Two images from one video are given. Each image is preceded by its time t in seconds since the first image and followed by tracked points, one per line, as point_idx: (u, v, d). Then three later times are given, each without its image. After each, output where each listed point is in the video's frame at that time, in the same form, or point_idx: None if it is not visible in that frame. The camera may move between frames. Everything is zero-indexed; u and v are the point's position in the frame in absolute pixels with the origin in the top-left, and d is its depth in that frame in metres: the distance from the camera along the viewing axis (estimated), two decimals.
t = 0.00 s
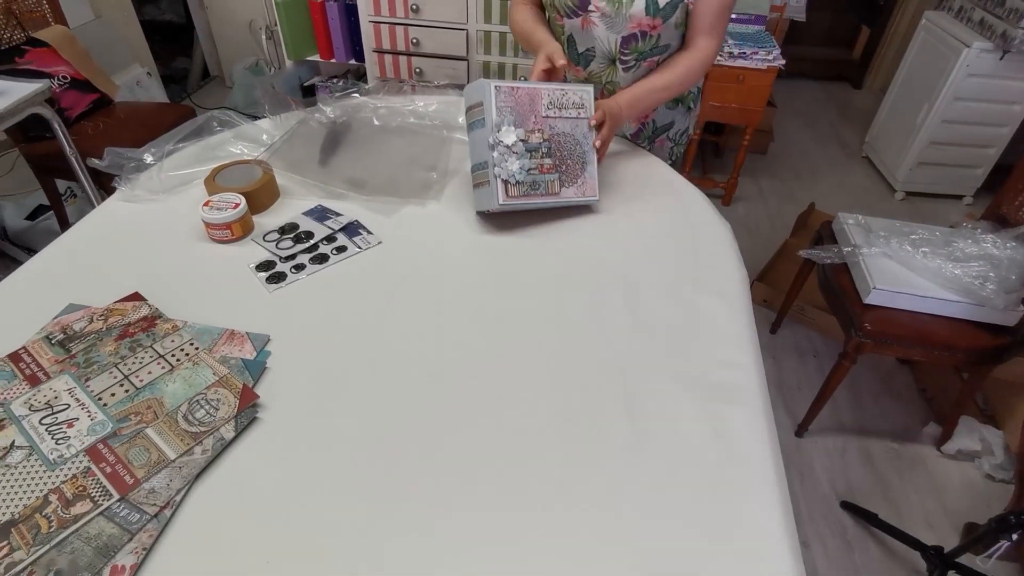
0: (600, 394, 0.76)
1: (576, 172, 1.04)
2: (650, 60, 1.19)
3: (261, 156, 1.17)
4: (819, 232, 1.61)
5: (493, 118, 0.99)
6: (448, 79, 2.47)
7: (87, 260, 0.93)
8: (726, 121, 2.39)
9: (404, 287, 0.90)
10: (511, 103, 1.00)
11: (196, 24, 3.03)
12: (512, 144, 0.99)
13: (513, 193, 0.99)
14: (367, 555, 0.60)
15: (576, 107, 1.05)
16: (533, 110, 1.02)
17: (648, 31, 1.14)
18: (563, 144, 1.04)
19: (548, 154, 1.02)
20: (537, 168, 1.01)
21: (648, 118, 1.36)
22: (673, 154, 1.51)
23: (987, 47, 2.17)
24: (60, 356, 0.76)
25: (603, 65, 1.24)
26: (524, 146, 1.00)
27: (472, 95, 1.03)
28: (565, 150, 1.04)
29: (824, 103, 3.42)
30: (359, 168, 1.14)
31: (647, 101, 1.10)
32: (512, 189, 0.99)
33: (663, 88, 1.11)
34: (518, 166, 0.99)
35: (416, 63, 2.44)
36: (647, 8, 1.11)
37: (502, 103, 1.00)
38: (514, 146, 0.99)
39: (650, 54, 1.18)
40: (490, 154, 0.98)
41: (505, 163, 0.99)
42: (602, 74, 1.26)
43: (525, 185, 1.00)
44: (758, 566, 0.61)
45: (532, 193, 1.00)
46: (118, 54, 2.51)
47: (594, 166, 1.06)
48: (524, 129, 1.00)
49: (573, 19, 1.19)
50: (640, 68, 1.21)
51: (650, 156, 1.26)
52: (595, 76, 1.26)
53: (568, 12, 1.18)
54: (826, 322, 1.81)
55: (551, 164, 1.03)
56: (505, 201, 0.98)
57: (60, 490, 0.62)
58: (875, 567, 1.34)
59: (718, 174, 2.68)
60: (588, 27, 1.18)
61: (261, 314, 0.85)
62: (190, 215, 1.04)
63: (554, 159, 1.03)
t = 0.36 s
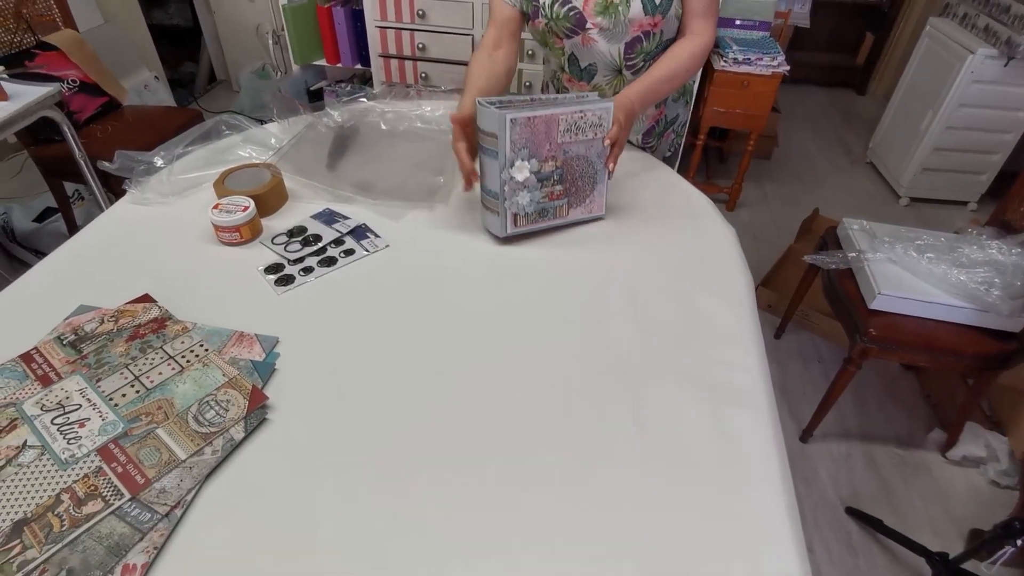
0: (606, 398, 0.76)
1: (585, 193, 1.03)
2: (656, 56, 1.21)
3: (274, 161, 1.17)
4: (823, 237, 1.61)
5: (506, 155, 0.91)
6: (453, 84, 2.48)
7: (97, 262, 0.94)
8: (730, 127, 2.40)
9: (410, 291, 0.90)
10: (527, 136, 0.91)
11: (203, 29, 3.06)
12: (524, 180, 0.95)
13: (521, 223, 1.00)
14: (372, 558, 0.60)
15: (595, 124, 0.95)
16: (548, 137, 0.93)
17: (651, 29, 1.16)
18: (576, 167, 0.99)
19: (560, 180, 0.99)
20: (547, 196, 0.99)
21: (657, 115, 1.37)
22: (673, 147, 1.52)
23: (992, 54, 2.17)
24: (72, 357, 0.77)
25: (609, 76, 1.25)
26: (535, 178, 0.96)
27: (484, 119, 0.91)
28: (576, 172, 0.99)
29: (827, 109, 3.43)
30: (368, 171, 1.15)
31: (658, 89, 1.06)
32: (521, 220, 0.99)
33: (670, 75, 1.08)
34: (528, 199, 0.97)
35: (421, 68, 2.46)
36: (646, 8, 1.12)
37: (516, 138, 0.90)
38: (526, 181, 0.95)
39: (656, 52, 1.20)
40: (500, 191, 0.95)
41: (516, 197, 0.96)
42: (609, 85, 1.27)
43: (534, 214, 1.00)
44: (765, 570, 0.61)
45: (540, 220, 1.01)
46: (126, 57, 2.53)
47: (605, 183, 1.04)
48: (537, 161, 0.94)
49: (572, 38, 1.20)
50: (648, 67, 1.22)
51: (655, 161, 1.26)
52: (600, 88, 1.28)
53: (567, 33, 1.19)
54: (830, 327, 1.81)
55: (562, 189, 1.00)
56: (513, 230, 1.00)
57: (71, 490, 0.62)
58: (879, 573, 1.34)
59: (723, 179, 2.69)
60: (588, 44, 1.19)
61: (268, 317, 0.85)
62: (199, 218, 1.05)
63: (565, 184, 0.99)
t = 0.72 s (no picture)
0: (614, 429, 0.75)
1: (600, 226, 1.02)
2: (658, 83, 1.23)
3: (278, 188, 1.18)
4: (829, 266, 1.60)
5: (517, 178, 0.96)
6: (458, 115, 2.51)
7: (101, 288, 0.94)
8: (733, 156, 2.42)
9: (415, 318, 0.90)
10: (538, 165, 0.94)
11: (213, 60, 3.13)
12: (531, 205, 0.99)
13: (527, 241, 1.04)
14: None
15: (616, 165, 0.95)
16: (563, 170, 0.95)
17: (652, 57, 1.18)
18: (590, 202, 0.99)
19: (572, 211, 1.00)
20: (557, 223, 1.01)
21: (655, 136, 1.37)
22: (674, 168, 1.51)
23: (993, 85, 2.20)
24: (72, 383, 0.76)
25: (609, 103, 1.26)
26: (544, 205, 0.99)
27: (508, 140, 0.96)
28: (591, 206, 1.00)
29: (828, 139, 3.46)
30: (372, 199, 1.15)
31: (679, 115, 1.08)
32: (527, 238, 1.03)
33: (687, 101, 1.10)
34: (535, 222, 1.01)
35: (427, 99, 2.49)
36: (647, 37, 1.14)
37: (527, 165, 0.94)
38: (533, 206, 0.99)
39: (657, 79, 1.22)
40: (509, 209, 1.00)
41: (524, 218, 1.00)
42: (609, 113, 1.28)
43: (541, 236, 1.03)
44: None
45: (547, 243, 1.04)
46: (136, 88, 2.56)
47: (623, 220, 1.02)
48: (548, 189, 0.97)
49: (573, 68, 1.20)
50: (649, 93, 1.24)
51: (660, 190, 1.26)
52: (599, 117, 1.29)
53: (568, 63, 1.19)
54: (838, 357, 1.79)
55: (573, 220, 1.01)
56: (518, 246, 1.04)
57: (69, 518, 0.61)
58: None
59: (725, 209, 2.70)
60: (589, 72, 1.20)
61: (271, 344, 0.84)
62: (203, 245, 1.05)
63: (576, 215, 1.01)
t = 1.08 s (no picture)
0: (612, 464, 0.75)
1: (598, 258, 1.07)
2: (663, 120, 1.27)
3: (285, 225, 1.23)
4: (827, 304, 1.62)
5: (521, 206, 1.05)
6: (462, 157, 2.58)
7: (110, 325, 0.96)
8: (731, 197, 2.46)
9: (416, 354, 0.91)
10: (539, 196, 1.03)
11: (227, 104, 3.26)
12: (533, 232, 1.07)
13: (529, 263, 1.11)
14: None
15: (614, 203, 1.00)
16: (563, 202, 1.03)
17: (661, 94, 1.22)
18: (588, 234, 1.05)
19: (571, 241, 1.07)
20: (557, 250, 1.08)
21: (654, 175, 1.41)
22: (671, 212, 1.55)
23: (982, 129, 2.25)
24: (77, 419, 0.77)
25: (617, 129, 1.29)
26: (545, 233, 1.07)
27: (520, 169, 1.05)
28: (590, 239, 1.06)
29: (825, 180, 3.52)
30: (378, 240, 1.18)
31: (685, 156, 1.10)
32: (530, 261, 1.11)
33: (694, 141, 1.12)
34: (536, 248, 1.09)
35: (432, 141, 2.57)
36: (659, 74, 1.19)
37: (530, 195, 1.03)
38: (535, 232, 1.07)
39: (665, 116, 1.26)
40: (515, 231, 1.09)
41: (528, 242, 1.09)
42: (614, 139, 1.31)
43: (542, 261, 1.10)
44: None
45: (548, 268, 1.11)
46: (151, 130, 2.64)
47: (622, 254, 1.06)
48: (549, 219, 1.05)
49: (589, 87, 1.25)
50: (654, 128, 1.28)
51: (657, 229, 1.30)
52: (606, 139, 1.31)
53: (585, 81, 1.24)
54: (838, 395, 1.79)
55: (572, 249, 1.08)
56: (522, 268, 1.12)
57: (66, 555, 0.62)
58: None
59: (725, 248, 2.73)
60: (603, 95, 1.24)
61: (275, 380, 0.86)
62: (211, 282, 1.07)
63: (575, 245, 1.07)
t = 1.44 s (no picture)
0: (614, 503, 0.74)
1: (595, 289, 1.08)
2: (664, 145, 1.27)
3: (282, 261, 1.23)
4: (828, 339, 1.61)
5: (518, 236, 1.06)
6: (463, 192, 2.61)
7: (108, 358, 0.96)
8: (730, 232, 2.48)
9: (415, 388, 0.90)
10: (536, 227, 1.04)
11: (233, 141, 3.32)
12: (529, 262, 1.07)
13: (525, 295, 1.11)
14: None
15: (610, 233, 1.02)
16: (559, 233, 1.04)
17: (663, 119, 1.22)
18: (584, 265, 1.06)
19: (567, 272, 1.07)
20: (553, 281, 1.09)
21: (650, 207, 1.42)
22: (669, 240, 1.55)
23: (977, 165, 2.27)
24: (68, 454, 0.76)
25: (616, 154, 1.30)
26: (542, 264, 1.07)
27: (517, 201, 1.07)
28: (586, 270, 1.06)
29: (824, 215, 3.54)
30: (378, 273, 1.19)
31: (669, 185, 1.13)
32: (526, 293, 1.11)
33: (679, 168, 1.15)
34: (533, 278, 1.09)
35: (434, 177, 2.60)
36: (661, 99, 1.19)
37: (527, 225, 1.04)
38: (531, 262, 1.07)
39: (665, 141, 1.26)
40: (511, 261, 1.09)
41: (524, 272, 1.09)
42: (614, 163, 1.32)
43: (538, 292, 1.10)
44: None
45: (542, 299, 1.11)
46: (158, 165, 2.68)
47: (618, 285, 1.06)
48: (545, 249, 1.06)
49: (594, 112, 1.27)
50: (655, 153, 1.28)
51: (656, 263, 1.30)
52: (604, 165, 1.34)
53: (590, 105, 1.26)
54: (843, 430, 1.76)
55: (568, 280, 1.08)
56: (518, 300, 1.12)
57: None
58: None
59: (725, 282, 2.74)
60: (607, 120, 1.26)
61: (271, 414, 0.85)
62: (211, 316, 1.07)
63: (571, 276, 1.07)
